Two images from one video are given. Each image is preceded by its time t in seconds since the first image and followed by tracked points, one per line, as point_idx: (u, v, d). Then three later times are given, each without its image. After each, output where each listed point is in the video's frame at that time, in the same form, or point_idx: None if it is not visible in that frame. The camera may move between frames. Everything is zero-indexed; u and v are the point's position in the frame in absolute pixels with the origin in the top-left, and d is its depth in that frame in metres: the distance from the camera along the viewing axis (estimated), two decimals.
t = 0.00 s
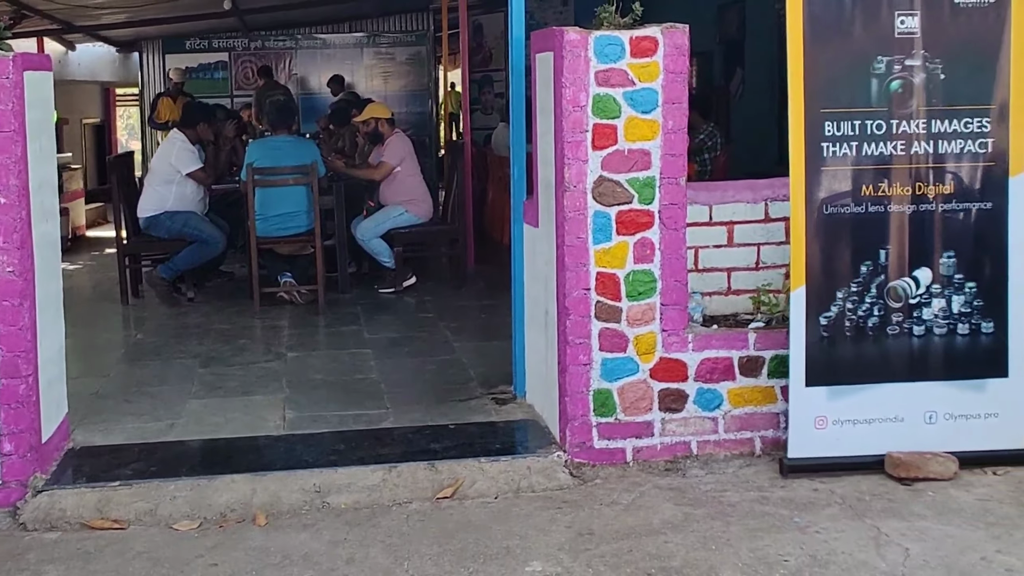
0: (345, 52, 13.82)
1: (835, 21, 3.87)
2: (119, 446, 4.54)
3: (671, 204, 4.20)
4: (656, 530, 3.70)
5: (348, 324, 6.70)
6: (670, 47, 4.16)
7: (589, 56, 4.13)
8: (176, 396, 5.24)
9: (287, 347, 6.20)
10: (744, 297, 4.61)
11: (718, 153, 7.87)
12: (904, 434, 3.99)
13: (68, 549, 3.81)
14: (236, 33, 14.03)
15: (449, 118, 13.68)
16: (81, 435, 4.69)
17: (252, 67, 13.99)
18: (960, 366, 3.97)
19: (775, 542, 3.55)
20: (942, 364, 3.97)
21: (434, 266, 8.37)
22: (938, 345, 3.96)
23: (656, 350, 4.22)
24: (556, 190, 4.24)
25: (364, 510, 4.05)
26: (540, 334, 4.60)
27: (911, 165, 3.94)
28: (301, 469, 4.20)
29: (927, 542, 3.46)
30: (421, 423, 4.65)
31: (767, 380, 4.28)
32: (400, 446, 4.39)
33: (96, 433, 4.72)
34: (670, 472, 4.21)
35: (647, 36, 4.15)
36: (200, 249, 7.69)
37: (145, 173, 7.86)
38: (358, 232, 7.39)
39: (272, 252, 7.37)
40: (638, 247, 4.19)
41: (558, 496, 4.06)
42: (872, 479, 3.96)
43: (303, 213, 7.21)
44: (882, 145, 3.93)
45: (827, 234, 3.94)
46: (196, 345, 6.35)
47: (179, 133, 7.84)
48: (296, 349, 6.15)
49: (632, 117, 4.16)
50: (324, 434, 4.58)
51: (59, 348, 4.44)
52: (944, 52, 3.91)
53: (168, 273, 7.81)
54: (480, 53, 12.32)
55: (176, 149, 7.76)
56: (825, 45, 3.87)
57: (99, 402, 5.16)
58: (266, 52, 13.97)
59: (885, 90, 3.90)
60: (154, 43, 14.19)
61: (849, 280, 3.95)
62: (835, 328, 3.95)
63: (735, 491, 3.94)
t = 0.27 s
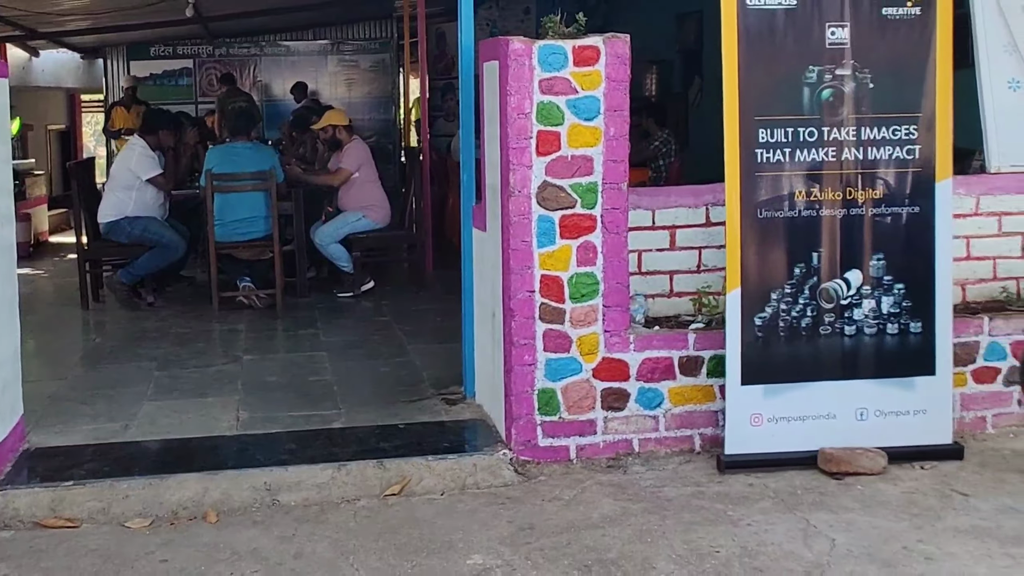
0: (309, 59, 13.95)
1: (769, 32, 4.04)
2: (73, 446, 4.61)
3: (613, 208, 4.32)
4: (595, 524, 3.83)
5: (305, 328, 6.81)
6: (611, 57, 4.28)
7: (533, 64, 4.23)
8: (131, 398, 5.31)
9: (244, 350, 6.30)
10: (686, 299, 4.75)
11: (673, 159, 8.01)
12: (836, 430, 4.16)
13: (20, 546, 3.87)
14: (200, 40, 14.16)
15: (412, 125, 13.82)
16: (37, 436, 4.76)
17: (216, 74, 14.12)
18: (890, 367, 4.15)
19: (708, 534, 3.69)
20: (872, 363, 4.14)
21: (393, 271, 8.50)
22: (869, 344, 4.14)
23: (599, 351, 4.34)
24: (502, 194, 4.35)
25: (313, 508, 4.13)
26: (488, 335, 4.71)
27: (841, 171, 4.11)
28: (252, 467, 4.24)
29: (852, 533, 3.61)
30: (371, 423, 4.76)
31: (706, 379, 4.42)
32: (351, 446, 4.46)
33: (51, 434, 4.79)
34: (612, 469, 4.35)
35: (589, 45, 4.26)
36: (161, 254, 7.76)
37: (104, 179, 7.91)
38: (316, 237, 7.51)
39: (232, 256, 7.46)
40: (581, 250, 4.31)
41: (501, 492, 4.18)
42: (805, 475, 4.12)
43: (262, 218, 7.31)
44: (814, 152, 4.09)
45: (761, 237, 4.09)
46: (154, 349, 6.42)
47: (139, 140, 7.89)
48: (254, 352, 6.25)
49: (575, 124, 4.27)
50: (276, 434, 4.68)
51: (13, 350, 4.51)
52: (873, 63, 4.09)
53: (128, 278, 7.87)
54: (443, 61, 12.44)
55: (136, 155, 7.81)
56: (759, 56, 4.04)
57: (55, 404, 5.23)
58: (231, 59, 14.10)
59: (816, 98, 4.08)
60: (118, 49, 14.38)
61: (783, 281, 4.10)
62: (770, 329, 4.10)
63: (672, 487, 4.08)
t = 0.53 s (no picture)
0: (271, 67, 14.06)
1: (706, 44, 4.20)
2: (27, 448, 4.66)
3: (556, 214, 4.44)
4: (536, 520, 3.94)
5: (261, 333, 6.91)
6: (555, 67, 4.39)
7: (479, 74, 4.33)
8: (86, 401, 5.37)
9: (200, 354, 6.38)
10: (629, 303, 4.89)
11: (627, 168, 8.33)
12: (770, 429, 4.34)
13: None
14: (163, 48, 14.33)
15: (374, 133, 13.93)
16: None
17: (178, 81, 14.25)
18: (821, 368, 4.34)
19: (644, 530, 3.81)
20: (805, 364, 4.34)
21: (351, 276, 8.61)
22: (802, 345, 4.33)
23: (543, 353, 4.46)
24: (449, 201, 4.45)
25: (262, 507, 4.21)
26: (436, 338, 4.82)
27: (775, 179, 4.29)
28: (204, 467, 4.31)
29: (782, 528, 3.75)
30: (322, 424, 4.86)
31: (647, 380, 4.55)
32: (302, 447, 4.56)
33: (5, 436, 4.84)
34: (555, 468, 4.47)
35: (533, 56, 4.37)
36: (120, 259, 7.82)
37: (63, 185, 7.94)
38: (273, 244, 7.62)
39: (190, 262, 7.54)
40: (526, 255, 4.43)
41: (447, 491, 4.28)
42: (740, 472, 4.29)
43: (219, 224, 7.39)
44: (749, 160, 4.27)
45: (698, 243, 4.26)
46: (111, 353, 6.48)
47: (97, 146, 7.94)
48: (210, 356, 6.33)
49: (520, 133, 4.39)
50: (229, 435, 4.77)
51: None
52: (805, 75, 4.26)
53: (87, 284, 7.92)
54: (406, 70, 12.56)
55: (94, 162, 7.85)
56: (696, 68, 4.20)
57: (10, 408, 5.28)
58: (193, 67, 14.21)
59: (752, 108, 4.25)
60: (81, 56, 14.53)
61: (719, 285, 4.29)
62: (707, 330, 4.28)
63: (613, 485, 4.21)
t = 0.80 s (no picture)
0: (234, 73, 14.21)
1: (652, 54, 4.32)
2: None
3: (508, 219, 4.54)
4: (485, 518, 4.03)
5: (222, 337, 6.97)
6: (507, 75, 4.49)
7: (432, 82, 4.43)
8: (44, 404, 5.41)
9: (160, 357, 6.43)
10: (579, 306, 4.99)
11: (584, 175, 8.69)
12: (714, 428, 4.46)
13: None
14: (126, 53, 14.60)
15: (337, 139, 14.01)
16: None
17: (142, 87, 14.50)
18: (764, 369, 4.48)
19: (591, 527, 3.91)
20: (748, 366, 4.47)
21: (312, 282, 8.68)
22: (745, 347, 4.46)
23: (495, 355, 4.56)
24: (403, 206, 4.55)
25: (217, 507, 4.27)
26: (391, 341, 4.91)
27: (719, 185, 4.42)
28: (160, 469, 4.38)
29: (724, 524, 3.86)
30: (279, 426, 4.93)
31: (596, 382, 4.65)
32: (258, 447, 4.63)
33: None
34: (507, 467, 4.57)
35: (486, 64, 4.47)
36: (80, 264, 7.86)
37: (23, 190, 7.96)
38: (234, 248, 7.68)
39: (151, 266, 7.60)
40: (478, 260, 4.53)
41: (400, 490, 4.37)
42: (686, 471, 4.42)
43: (179, 229, 7.44)
44: (694, 167, 4.39)
45: (645, 248, 4.37)
46: (70, 357, 6.52)
47: (58, 152, 7.97)
48: (169, 360, 6.38)
49: (472, 140, 4.48)
50: (186, 437, 4.83)
51: None
52: (747, 85, 4.41)
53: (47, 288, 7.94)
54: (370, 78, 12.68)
55: (55, 167, 7.87)
56: (643, 76, 4.32)
57: None
58: (157, 73, 14.43)
59: (696, 117, 4.38)
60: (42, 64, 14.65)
61: (666, 289, 4.40)
62: (653, 332, 4.39)
63: (562, 483, 4.31)
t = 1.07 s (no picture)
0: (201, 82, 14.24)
1: (610, 66, 4.41)
2: None
3: (469, 228, 4.60)
4: (445, 523, 4.08)
5: (186, 345, 7.00)
6: (468, 86, 4.56)
7: (395, 92, 4.50)
8: (6, 413, 5.42)
9: (123, 365, 6.44)
10: (539, 314, 5.07)
11: (548, 185, 8.81)
12: (671, 434, 4.56)
13: None
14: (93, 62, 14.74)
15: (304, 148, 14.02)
16: None
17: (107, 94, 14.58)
18: (719, 376, 4.58)
19: (549, 531, 3.97)
20: (703, 372, 4.57)
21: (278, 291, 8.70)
22: (700, 354, 4.56)
23: (456, 362, 4.62)
24: (365, 215, 4.60)
25: (179, 514, 4.30)
26: (353, 349, 4.96)
27: (675, 195, 4.51)
28: (122, 476, 4.40)
29: (680, 528, 3.94)
30: (241, 433, 4.97)
31: (555, 389, 4.73)
32: (220, 455, 4.67)
33: None
34: (467, 474, 4.63)
35: (447, 75, 4.54)
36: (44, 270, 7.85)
37: None
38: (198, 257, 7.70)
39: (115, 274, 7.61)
40: (439, 268, 4.59)
41: (361, 497, 4.42)
42: (643, 476, 4.50)
43: (144, 238, 7.44)
44: (651, 177, 4.49)
45: (604, 257, 4.45)
46: (33, 365, 6.51)
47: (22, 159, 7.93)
48: (133, 368, 6.40)
49: (434, 149, 4.55)
50: (148, 445, 4.85)
51: None
52: (702, 97, 4.51)
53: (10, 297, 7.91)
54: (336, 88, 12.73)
55: (18, 175, 7.82)
56: (601, 88, 4.40)
57: None
58: (123, 81, 14.53)
59: (653, 128, 4.47)
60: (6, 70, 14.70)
61: (624, 296, 4.48)
62: (611, 340, 4.47)
63: (521, 489, 4.37)
